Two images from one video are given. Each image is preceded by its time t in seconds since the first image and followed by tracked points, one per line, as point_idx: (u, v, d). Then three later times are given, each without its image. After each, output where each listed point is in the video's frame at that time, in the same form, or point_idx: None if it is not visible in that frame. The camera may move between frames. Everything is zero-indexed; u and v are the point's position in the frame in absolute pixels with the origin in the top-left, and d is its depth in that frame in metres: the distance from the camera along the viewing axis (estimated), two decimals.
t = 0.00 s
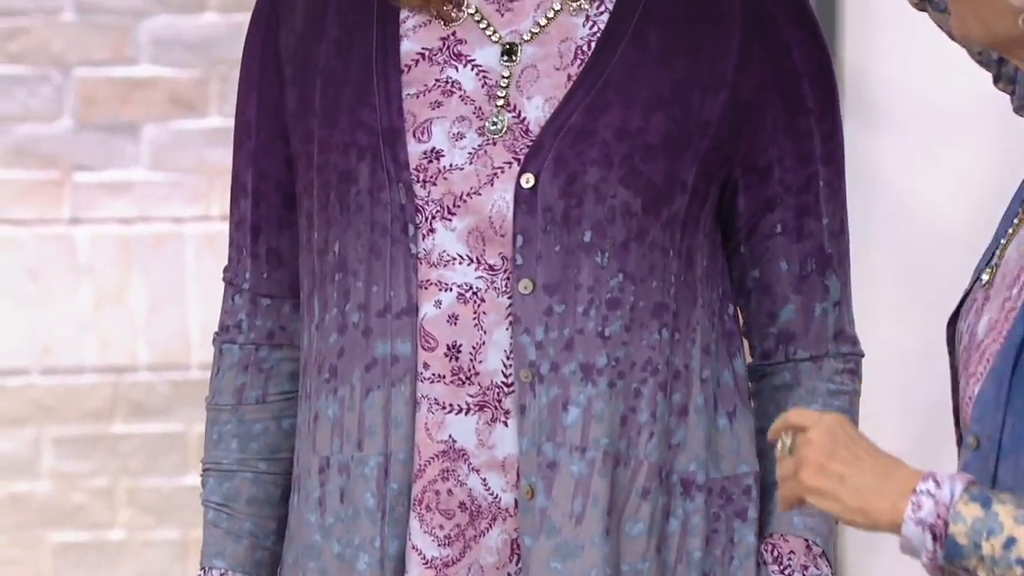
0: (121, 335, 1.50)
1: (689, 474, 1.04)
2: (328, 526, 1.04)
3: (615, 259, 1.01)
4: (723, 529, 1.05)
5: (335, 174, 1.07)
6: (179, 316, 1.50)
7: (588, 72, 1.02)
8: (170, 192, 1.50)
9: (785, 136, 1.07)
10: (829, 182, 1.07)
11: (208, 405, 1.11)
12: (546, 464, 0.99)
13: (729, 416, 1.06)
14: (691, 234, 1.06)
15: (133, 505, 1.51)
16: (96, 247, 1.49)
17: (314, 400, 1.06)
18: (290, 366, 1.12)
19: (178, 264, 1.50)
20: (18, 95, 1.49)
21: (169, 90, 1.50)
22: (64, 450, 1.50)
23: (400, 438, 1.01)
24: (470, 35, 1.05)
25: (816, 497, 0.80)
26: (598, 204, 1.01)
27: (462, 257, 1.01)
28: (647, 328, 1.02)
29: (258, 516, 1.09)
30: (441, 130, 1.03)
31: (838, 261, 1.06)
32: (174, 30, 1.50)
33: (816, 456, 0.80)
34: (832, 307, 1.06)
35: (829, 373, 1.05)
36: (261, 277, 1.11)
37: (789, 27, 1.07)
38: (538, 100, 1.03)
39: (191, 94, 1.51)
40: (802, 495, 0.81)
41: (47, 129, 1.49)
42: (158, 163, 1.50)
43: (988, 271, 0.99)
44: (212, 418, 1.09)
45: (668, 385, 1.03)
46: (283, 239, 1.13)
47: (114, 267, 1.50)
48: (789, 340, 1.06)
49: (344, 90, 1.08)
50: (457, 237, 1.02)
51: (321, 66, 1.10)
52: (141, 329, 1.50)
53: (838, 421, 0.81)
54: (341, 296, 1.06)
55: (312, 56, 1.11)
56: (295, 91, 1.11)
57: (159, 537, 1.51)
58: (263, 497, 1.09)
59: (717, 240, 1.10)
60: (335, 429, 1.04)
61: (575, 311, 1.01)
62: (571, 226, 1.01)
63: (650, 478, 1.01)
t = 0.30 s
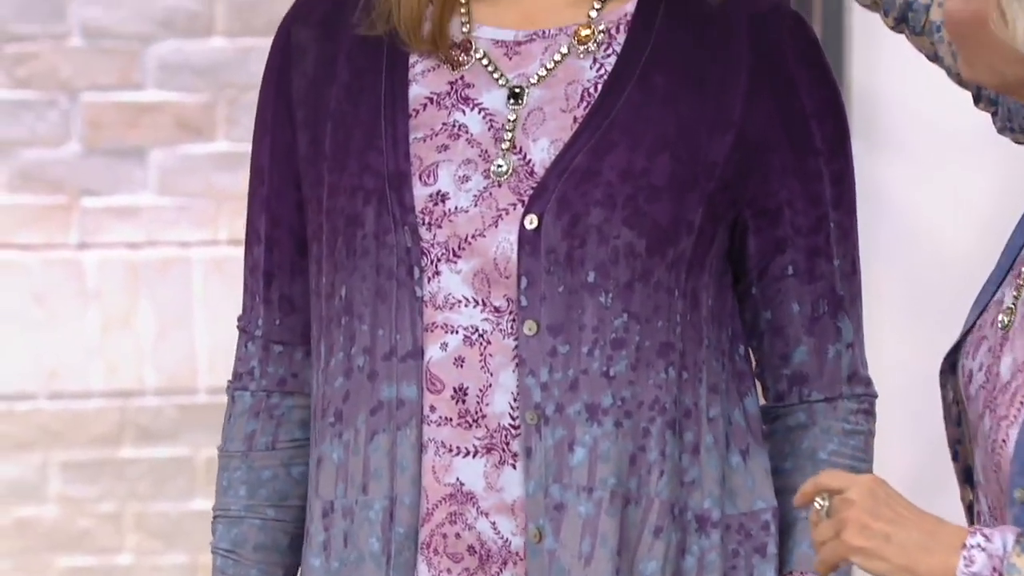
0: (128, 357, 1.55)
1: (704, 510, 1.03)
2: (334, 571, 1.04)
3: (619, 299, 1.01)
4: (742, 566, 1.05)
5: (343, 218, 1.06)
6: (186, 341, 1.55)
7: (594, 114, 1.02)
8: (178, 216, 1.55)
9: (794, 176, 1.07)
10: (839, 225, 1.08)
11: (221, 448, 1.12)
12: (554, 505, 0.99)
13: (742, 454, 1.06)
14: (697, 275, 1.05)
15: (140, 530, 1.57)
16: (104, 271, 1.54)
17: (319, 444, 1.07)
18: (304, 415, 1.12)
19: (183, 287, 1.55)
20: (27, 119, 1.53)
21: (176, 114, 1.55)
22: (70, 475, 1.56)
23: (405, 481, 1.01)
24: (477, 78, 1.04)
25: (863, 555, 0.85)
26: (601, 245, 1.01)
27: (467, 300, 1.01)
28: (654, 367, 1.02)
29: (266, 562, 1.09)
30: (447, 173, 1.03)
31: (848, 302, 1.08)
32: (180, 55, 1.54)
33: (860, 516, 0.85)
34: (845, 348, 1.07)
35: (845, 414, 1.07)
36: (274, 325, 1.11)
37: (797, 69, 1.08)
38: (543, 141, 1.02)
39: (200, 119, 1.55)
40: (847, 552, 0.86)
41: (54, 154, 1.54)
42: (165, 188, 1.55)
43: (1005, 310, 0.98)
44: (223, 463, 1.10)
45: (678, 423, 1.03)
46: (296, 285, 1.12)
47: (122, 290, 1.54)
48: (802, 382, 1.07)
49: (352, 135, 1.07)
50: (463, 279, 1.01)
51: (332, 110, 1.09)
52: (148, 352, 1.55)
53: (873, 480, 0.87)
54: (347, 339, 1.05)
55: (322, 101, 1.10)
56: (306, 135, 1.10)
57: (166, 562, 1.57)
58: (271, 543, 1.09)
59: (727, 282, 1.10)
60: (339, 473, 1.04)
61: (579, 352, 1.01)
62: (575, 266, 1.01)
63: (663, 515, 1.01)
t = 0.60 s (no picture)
0: (133, 378, 1.57)
1: (722, 539, 1.03)
2: None
3: (639, 323, 1.00)
4: None
5: (357, 241, 1.05)
6: (192, 361, 1.58)
7: (612, 137, 1.02)
8: (184, 238, 1.57)
9: (809, 200, 1.07)
10: (852, 249, 1.08)
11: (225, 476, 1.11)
12: (572, 531, 0.99)
13: (758, 480, 1.05)
14: (715, 299, 1.05)
15: (147, 552, 1.60)
16: (110, 293, 1.57)
17: (331, 469, 1.05)
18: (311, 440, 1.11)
19: (189, 308, 1.57)
20: (34, 141, 1.56)
21: (183, 135, 1.57)
22: (77, 497, 1.58)
23: (423, 506, 1.00)
24: (492, 101, 1.04)
25: None
26: (620, 268, 1.00)
27: (485, 323, 1.00)
28: (673, 393, 1.01)
29: None
30: (464, 196, 1.02)
31: (860, 327, 1.08)
32: (187, 76, 1.57)
33: (905, 560, 0.84)
34: (856, 373, 1.07)
35: (856, 439, 1.07)
36: (281, 348, 1.10)
37: (812, 92, 1.07)
38: (560, 164, 1.02)
39: (206, 141, 1.58)
40: None
41: (60, 175, 1.56)
42: (171, 209, 1.57)
43: None
44: (229, 491, 1.08)
45: (697, 449, 1.02)
46: (303, 308, 1.11)
47: (128, 311, 1.57)
48: (813, 407, 1.07)
49: (365, 155, 1.06)
50: (481, 303, 1.01)
51: (344, 132, 1.08)
52: (154, 374, 1.57)
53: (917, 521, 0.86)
54: (361, 363, 1.04)
55: (333, 122, 1.09)
56: (316, 158, 1.09)
57: None
58: (277, 572, 1.08)
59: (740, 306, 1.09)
60: (357, 498, 1.03)
61: (599, 377, 1.00)
62: (594, 290, 1.00)
63: (681, 543, 1.01)
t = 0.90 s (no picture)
0: (139, 399, 1.58)
1: (729, 560, 1.03)
2: None
3: (649, 343, 1.01)
4: None
5: (364, 254, 1.05)
6: (199, 378, 1.59)
7: (623, 153, 1.02)
8: (190, 256, 1.58)
9: (818, 220, 1.07)
10: (859, 269, 1.08)
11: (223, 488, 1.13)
12: (580, 551, 0.99)
13: (763, 501, 1.06)
14: (723, 319, 1.05)
15: (151, 572, 1.61)
16: (115, 310, 1.57)
17: (343, 484, 1.05)
18: (309, 452, 1.14)
19: (195, 326, 1.58)
20: (38, 158, 1.55)
21: (188, 152, 1.57)
22: (81, 517, 1.60)
23: (428, 522, 1.00)
24: (501, 115, 1.04)
25: None
26: (631, 288, 1.01)
27: (493, 340, 1.00)
28: (682, 413, 1.01)
29: None
30: (473, 211, 1.02)
31: (866, 345, 1.08)
32: (193, 92, 1.57)
33: None
34: (862, 394, 1.08)
35: (860, 460, 1.07)
36: (281, 359, 1.12)
37: (821, 110, 1.07)
38: (570, 180, 1.02)
39: (212, 158, 1.58)
40: None
41: (65, 193, 1.56)
42: (176, 226, 1.58)
43: None
44: (228, 503, 1.11)
45: (705, 470, 1.02)
46: (305, 320, 1.13)
47: (133, 330, 1.58)
48: (817, 427, 1.07)
49: (372, 167, 1.07)
50: (489, 319, 1.01)
51: (350, 143, 1.09)
52: (159, 395, 1.59)
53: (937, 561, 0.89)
54: (372, 376, 1.05)
55: (340, 132, 1.10)
56: (321, 169, 1.10)
57: None
58: None
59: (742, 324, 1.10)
60: (371, 514, 1.03)
61: (608, 397, 1.00)
62: (604, 308, 1.00)
63: (688, 565, 1.01)
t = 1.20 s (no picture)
0: (142, 420, 1.58)
1: None
2: None
3: (652, 360, 1.00)
4: None
5: (365, 271, 1.05)
6: (201, 400, 1.59)
7: (626, 169, 1.01)
8: (192, 273, 1.58)
9: (823, 238, 1.06)
10: (865, 287, 1.07)
11: (223, 510, 1.12)
12: (583, 571, 0.98)
13: (769, 522, 1.05)
14: (727, 336, 1.04)
15: None
16: (116, 329, 1.57)
17: (344, 503, 1.04)
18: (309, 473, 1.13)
19: (195, 346, 1.58)
20: (40, 176, 1.55)
21: (192, 170, 1.57)
22: (82, 538, 1.59)
23: (430, 542, 1.00)
24: (503, 131, 1.04)
25: None
26: (634, 305, 1.00)
27: (495, 357, 0.99)
28: (686, 432, 1.00)
29: None
30: (475, 228, 1.02)
31: (872, 364, 1.07)
32: (197, 109, 1.57)
33: None
34: (868, 413, 1.07)
35: (867, 480, 1.07)
36: (282, 378, 1.11)
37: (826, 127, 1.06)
38: (573, 198, 1.01)
39: (215, 175, 1.58)
40: None
41: (66, 210, 1.56)
42: (179, 244, 1.58)
43: None
44: (228, 524, 1.10)
45: (710, 490, 1.01)
46: (306, 338, 1.12)
47: (134, 349, 1.57)
48: (823, 447, 1.07)
49: (374, 184, 1.06)
50: (491, 336, 1.00)
51: (351, 159, 1.08)
52: (161, 413, 1.58)
53: None
54: (374, 395, 1.04)
55: (340, 149, 1.09)
56: (323, 186, 1.09)
57: None
58: None
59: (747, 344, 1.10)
60: (373, 533, 1.02)
61: (612, 415, 0.99)
62: (608, 326, 0.99)
63: None
